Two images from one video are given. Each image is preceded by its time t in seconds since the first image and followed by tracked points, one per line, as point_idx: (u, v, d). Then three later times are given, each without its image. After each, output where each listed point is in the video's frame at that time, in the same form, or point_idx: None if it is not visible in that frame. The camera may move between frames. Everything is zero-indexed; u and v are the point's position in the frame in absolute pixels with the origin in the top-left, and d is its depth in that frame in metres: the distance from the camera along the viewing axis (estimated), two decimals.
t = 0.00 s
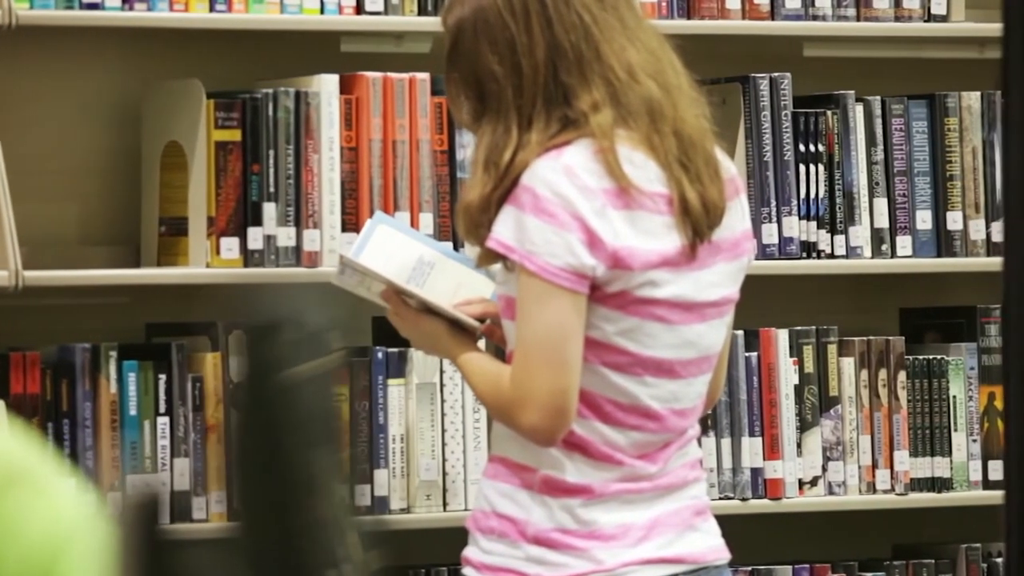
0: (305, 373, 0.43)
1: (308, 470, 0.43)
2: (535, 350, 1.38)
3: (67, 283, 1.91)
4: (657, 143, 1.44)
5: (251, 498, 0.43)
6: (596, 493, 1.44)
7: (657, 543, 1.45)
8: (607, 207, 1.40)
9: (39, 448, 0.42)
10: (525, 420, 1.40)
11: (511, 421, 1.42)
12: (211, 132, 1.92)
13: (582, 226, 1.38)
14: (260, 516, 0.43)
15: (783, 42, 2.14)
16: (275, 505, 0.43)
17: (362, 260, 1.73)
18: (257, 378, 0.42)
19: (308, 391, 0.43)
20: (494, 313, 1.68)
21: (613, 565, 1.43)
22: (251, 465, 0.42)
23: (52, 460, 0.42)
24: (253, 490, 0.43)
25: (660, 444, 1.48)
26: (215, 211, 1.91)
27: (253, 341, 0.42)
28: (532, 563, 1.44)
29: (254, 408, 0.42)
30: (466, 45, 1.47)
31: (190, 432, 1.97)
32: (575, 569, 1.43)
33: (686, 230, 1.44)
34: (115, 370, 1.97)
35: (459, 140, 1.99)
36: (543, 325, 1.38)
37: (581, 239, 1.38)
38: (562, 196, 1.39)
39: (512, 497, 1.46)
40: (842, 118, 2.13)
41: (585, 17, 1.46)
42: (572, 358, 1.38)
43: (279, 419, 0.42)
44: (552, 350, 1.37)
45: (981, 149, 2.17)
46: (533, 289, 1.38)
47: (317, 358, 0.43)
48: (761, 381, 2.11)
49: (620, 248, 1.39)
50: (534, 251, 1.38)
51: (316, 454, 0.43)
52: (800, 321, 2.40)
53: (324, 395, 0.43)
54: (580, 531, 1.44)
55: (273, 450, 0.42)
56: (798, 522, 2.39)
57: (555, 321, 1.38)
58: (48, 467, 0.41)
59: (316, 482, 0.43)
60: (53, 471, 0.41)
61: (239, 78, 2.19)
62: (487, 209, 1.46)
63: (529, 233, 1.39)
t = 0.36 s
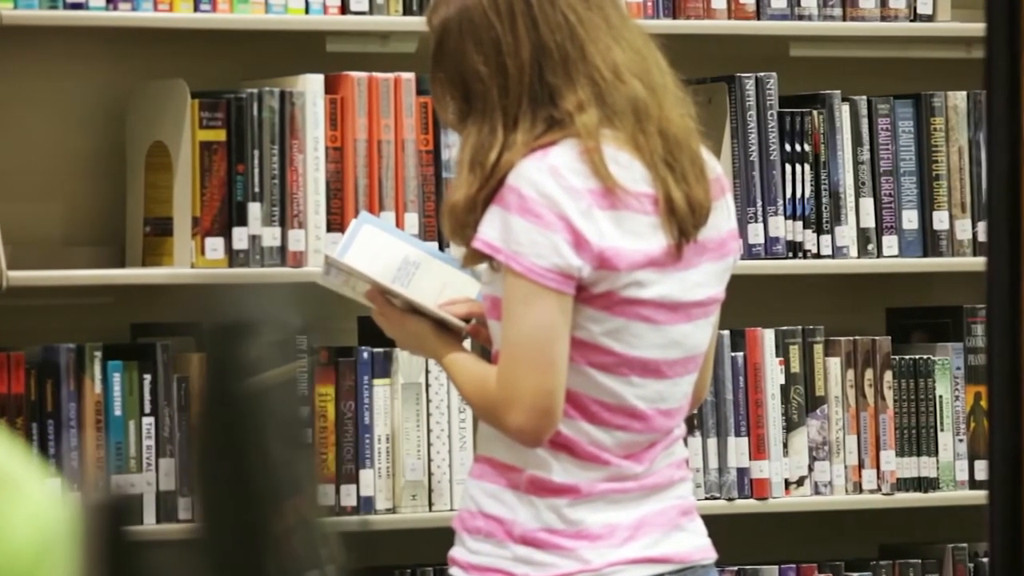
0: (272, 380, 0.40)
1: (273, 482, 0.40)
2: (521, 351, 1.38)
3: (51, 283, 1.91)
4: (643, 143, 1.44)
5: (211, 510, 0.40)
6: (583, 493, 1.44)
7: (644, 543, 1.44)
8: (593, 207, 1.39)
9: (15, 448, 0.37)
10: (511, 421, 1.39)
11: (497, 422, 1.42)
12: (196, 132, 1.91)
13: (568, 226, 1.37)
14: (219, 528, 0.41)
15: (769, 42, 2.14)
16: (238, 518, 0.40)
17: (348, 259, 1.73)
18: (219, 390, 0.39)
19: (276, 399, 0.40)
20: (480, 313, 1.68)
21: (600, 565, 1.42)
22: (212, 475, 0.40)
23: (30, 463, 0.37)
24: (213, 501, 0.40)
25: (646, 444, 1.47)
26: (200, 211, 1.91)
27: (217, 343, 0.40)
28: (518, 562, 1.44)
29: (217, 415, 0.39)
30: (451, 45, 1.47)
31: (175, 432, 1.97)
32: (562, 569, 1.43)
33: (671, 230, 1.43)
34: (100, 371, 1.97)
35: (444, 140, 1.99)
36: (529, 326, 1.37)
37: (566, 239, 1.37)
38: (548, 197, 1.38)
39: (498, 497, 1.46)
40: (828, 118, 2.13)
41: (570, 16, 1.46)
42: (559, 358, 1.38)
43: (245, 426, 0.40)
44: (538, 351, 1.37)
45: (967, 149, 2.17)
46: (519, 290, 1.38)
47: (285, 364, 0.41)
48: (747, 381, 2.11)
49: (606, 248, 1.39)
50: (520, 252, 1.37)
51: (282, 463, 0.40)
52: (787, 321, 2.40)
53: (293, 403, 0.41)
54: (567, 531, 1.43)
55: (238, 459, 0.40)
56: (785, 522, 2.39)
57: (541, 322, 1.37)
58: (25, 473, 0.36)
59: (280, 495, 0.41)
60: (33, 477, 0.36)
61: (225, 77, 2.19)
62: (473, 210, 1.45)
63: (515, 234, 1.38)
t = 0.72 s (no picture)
0: (251, 382, 0.39)
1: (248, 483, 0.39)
2: (515, 351, 1.37)
3: (41, 283, 1.91)
4: (635, 142, 1.44)
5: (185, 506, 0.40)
6: (576, 493, 1.44)
7: (636, 544, 1.44)
8: (586, 207, 1.39)
9: None
10: (505, 421, 1.39)
11: (492, 422, 1.42)
12: (186, 132, 1.91)
13: (561, 225, 1.37)
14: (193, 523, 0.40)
15: (760, 41, 2.15)
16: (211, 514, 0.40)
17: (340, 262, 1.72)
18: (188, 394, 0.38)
19: (251, 404, 0.39)
20: (472, 313, 1.67)
21: (593, 565, 1.42)
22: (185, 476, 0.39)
23: None
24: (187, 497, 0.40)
25: (639, 444, 1.47)
26: (190, 211, 1.91)
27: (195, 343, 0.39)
28: (511, 563, 1.44)
29: (190, 416, 0.38)
30: (442, 45, 1.47)
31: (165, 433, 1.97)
32: (555, 570, 1.42)
33: (664, 229, 1.43)
34: (89, 371, 1.98)
35: (435, 140, 1.99)
36: (523, 326, 1.37)
37: (560, 238, 1.37)
38: (541, 196, 1.38)
39: (491, 497, 1.45)
40: (819, 118, 2.13)
41: (561, 16, 1.46)
42: (553, 358, 1.38)
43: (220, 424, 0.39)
44: (532, 350, 1.36)
45: (958, 149, 2.17)
46: (512, 289, 1.37)
47: (267, 364, 0.40)
48: (738, 380, 2.11)
49: (599, 248, 1.39)
50: (513, 251, 1.37)
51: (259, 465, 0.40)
52: (779, 321, 2.40)
53: (271, 406, 0.40)
54: (560, 532, 1.43)
55: (211, 461, 0.39)
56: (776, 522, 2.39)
57: (535, 322, 1.37)
58: None
59: (256, 495, 0.40)
60: None
61: (216, 78, 2.20)
62: (465, 210, 1.45)
63: (508, 234, 1.38)
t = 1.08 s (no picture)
0: (231, 384, 0.38)
1: (223, 495, 0.38)
2: (503, 350, 1.37)
3: (28, 283, 1.91)
4: (624, 141, 1.44)
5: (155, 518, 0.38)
6: (564, 493, 1.44)
7: (626, 544, 1.44)
8: (574, 206, 1.39)
9: None
10: (494, 420, 1.39)
11: (480, 421, 1.42)
12: (175, 132, 1.91)
13: (549, 225, 1.37)
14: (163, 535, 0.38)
15: (750, 41, 2.15)
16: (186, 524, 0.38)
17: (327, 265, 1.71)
18: (165, 397, 0.37)
19: (229, 406, 0.38)
20: (461, 314, 1.66)
21: (582, 565, 1.42)
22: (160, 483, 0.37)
23: None
24: (157, 508, 0.38)
25: (628, 444, 1.47)
26: (179, 211, 1.91)
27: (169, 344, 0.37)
28: (500, 563, 1.43)
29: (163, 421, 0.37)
30: (430, 46, 1.46)
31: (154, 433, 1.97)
32: (544, 570, 1.42)
33: (652, 228, 1.43)
34: (78, 371, 1.98)
35: (424, 140, 1.99)
36: (510, 325, 1.37)
37: (548, 238, 1.37)
38: (529, 195, 1.37)
39: (480, 497, 1.45)
40: (808, 118, 2.13)
41: (549, 16, 1.46)
42: (540, 356, 1.38)
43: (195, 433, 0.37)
44: (520, 348, 1.37)
45: (948, 149, 2.18)
46: (500, 288, 1.37)
47: (243, 369, 0.38)
48: (727, 381, 2.11)
49: (587, 247, 1.39)
50: (501, 251, 1.37)
51: (231, 472, 0.38)
52: (769, 321, 2.41)
53: (247, 412, 0.38)
54: (549, 532, 1.43)
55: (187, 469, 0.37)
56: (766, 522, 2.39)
57: (523, 320, 1.37)
58: None
59: (237, 503, 0.38)
60: None
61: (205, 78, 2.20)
62: (453, 209, 1.45)
63: (496, 233, 1.38)
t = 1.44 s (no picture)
0: (200, 392, 0.42)
1: (193, 489, 0.42)
2: (491, 351, 1.37)
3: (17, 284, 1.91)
4: (613, 141, 1.44)
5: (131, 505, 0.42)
6: (551, 493, 1.43)
7: (612, 544, 1.44)
8: (564, 207, 1.39)
9: None
10: (482, 421, 1.39)
11: (468, 422, 1.41)
12: (164, 133, 1.91)
13: (538, 226, 1.37)
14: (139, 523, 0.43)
15: (740, 41, 2.15)
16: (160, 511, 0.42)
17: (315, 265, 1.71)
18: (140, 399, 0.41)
19: (202, 411, 0.42)
20: (450, 312, 1.66)
21: (568, 565, 1.42)
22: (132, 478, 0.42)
23: None
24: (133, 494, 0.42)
25: (616, 445, 1.47)
26: (168, 211, 1.90)
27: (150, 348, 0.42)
28: (487, 563, 1.43)
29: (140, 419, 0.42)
30: (418, 46, 1.46)
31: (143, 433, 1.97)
32: (530, 571, 1.42)
33: (642, 230, 1.43)
34: (68, 372, 1.99)
35: (413, 141, 1.99)
36: (499, 327, 1.37)
37: (537, 239, 1.37)
38: (519, 197, 1.38)
39: (467, 497, 1.45)
40: (799, 118, 2.13)
41: (537, 15, 1.45)
42: (529, 358, 1.37)
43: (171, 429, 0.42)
44: (509, 350, 1.36)
45: (939, 149, 2.18)
46: (489, 290, 1.37)
47: (216, 376, 0.42)
48: (718, 381, 2.11)
49: (577, 249, 1.39)
50: (491, 252, 1.37)
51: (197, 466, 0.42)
52: (760, 321, 2.41)
53: (217, 415, 0.42)
54: (535, 532, 1.43)
55: (159, 462, 0.42)
56: (756, 521, 2.40)
57: (511, 322, 1.37)
58: None
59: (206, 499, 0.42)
60: None
61: (195, 78, 2.20)
62: (442, 210, 1.45)
63: (485, 234, 1.38)
